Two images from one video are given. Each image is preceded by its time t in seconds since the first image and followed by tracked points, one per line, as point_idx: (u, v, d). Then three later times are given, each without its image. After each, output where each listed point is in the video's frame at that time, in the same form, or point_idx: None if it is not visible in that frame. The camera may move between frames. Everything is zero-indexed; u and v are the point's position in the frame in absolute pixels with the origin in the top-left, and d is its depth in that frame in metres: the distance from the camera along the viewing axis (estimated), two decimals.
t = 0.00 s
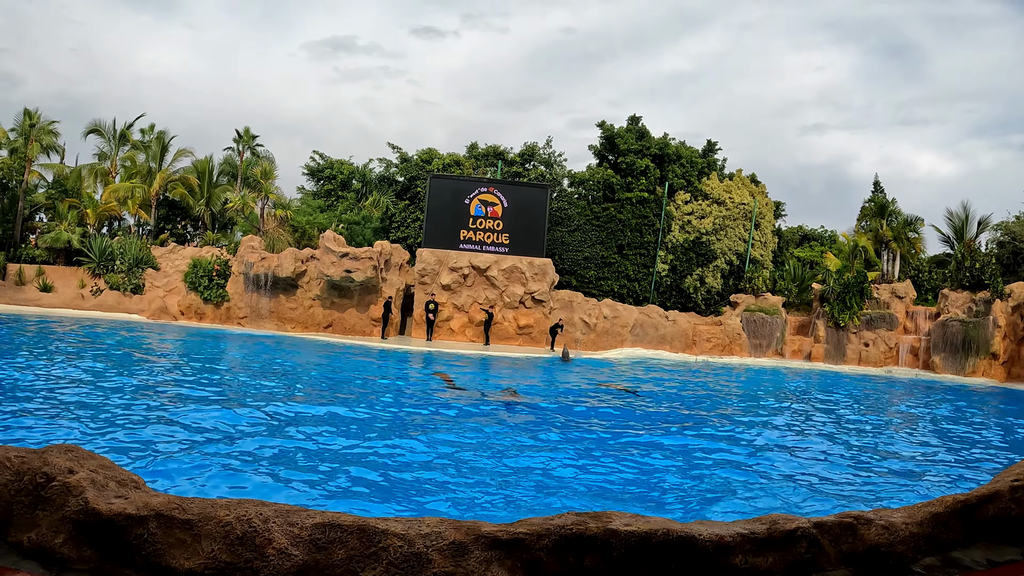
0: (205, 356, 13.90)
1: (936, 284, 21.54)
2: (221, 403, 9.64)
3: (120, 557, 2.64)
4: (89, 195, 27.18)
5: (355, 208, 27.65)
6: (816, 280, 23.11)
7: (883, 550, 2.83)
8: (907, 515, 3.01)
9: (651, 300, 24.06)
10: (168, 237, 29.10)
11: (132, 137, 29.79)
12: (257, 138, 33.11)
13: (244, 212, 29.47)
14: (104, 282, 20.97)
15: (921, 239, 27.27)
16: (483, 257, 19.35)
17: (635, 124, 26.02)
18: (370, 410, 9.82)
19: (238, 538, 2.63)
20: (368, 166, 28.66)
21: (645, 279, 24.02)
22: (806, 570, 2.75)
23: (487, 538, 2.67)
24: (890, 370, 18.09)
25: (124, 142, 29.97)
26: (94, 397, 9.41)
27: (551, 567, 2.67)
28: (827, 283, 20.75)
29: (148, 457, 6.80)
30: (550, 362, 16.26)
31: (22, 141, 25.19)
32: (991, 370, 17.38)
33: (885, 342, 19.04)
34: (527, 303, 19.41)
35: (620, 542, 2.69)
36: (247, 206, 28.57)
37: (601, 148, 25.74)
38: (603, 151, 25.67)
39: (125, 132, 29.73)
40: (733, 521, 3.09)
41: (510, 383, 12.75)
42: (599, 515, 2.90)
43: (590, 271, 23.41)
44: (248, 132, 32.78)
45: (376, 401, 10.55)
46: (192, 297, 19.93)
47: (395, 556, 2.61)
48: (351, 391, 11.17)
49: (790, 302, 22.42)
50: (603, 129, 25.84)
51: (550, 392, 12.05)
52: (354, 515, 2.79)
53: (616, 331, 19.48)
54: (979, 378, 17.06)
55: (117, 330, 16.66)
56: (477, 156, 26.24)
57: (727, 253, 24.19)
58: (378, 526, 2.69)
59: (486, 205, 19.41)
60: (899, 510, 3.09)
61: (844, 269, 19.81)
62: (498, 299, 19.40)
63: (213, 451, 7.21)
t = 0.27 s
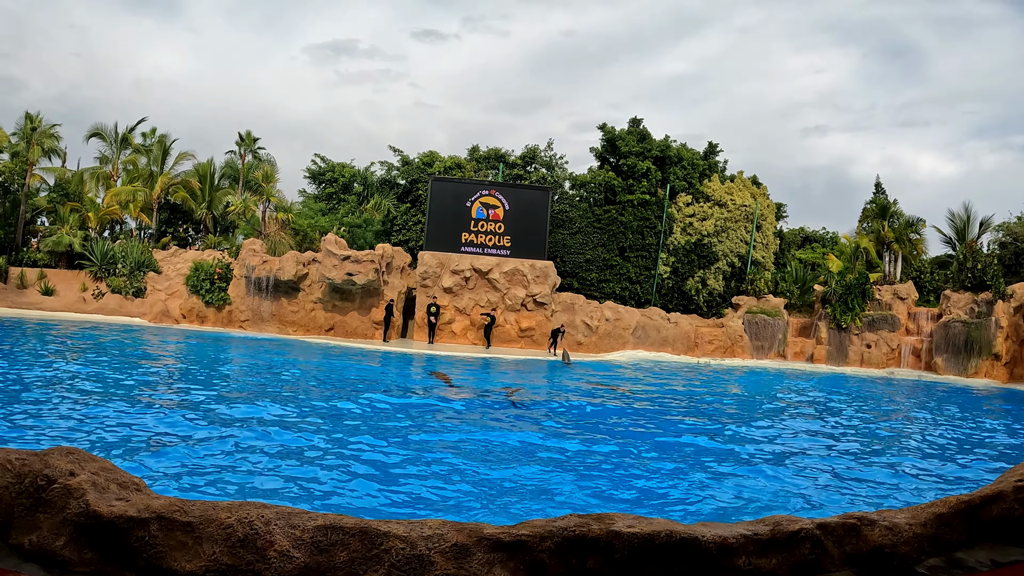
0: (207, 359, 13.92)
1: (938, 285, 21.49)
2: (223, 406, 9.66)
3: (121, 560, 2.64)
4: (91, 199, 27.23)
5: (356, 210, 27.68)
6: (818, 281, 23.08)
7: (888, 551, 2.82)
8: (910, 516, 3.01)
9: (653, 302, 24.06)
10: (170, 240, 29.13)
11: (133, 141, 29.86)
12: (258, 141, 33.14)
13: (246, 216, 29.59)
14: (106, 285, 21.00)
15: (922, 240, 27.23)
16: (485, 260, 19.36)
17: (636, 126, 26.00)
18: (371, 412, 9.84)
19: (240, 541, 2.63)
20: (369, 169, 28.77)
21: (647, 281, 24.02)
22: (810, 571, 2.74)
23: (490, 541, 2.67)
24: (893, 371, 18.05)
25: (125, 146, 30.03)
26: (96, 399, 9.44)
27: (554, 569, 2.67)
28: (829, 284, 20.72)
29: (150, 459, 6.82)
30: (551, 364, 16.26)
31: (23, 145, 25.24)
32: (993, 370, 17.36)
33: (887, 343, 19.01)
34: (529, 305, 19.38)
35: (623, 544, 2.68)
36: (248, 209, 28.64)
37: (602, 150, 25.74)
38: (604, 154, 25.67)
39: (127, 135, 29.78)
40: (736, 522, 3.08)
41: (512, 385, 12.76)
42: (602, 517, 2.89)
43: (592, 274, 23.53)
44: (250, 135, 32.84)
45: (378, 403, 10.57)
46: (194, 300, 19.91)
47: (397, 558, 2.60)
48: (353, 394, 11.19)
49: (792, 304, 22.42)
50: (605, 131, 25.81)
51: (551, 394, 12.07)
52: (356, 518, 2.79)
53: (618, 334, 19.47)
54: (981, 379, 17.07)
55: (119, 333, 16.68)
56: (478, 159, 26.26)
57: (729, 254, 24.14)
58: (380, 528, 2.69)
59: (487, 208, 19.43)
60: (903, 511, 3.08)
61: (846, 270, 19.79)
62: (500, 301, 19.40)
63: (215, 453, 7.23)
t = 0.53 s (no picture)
0: (208, 360, 13.96)
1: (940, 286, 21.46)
2: (223, 407, 9.69)
3: (120, 561, 2.63)
4: (92, 201, 27.25)
5: (357, 212, 27.73)
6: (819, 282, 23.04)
7: (889, 552, 2.81)
8: (912, 516, 3.00)
9: (654, 304, 24.06)
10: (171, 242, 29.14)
11: (134, 143, 29.88)
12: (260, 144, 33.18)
13: (247, 218, 29.68)
14: (107, 287, 21.02)
15: (923, 240, 27.22)
16: (485, 261, 19.37)
17: (637, 127, 26.00)
18: (372, 413, 9.83)
19: (240, 542, 2.63)
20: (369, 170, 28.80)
21: (648, 282, 24.04)
22: (811, 572, 2.73)
23: (490, 542, 2.66)
24: (895, 372, 18.02)
25: (126, 148, 30.06)
26: (98, 401, 9.47)
27: (554, 571, 2.66)
28: (829, 285, 20.72)
29: (151, 460, 6.85)
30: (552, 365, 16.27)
31: (24, 147, 25.25)
32: (994, 371, 17.36)
33: (888, 344, 18.98)
34: (530, 307, 19.38)
35: (624, 545, 2.68)
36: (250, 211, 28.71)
37: (603, 152, 25.74)
38: (605, 155, 25.68)
39: (128, 138, 29.81)
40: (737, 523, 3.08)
41: (512, 386, 12.78)
42: (603, 517, 2.89)
43: (593, 275, 23.49)
44: (251, 137, 32.89)
45: (379, 404, 10.59)
46: (194, 302, 19.88)
47: (398, 559, 2.60)
48: (354, 395, 11.22)
49: (793, 305, 22.40)
50: (605, 132, 25.79)
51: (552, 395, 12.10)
52: (356, 519, 2.79)
53: (619, 335, 19.45)
54: (982, 380, 17.07)
55: (120, 335, 16.70)
56: (479, 161, 26.28)
57: (730, 256, 24.16)
58: (381, 529, 2.68)
59: (488, 209, 19.43)
60: (904, 512, 3.08)
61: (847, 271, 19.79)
62: (501, 303, 19.41)
63: (215, 454, 7.25)
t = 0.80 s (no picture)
0: (209, 362, 13.99)
1: (940, 285, 21.47)
2: (225, 407, 9.73)
3: (123, 561, 2.63)
4: (92, 203, 27.25)
5: (358, 213, 27.78)
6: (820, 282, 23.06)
7: (892, 550, 2.82)
8: (914, 515, 3.02)
9: (655, 303, 24.08)
10: (172, 243, 29.17)
11: (135, 145, 29.90)
12: (261, 145, 33.20)
13: (248, 219, 29.74)
14: (107, 289, 21.05)
15: (925, 239, 27.21)
16: (486, 261, 19.37)
17: (637, 127, 26.00)
18: (375, 414, 9.85)
19: (242, 542, 2.63)
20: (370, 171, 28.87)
21: (649, 282, 24.01)
22: (814, 570, 2.74)
23: (493, 542, 2.67)
24: (896, 371, 18.03)
25: (127, 150, 30.09)
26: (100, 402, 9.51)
27: (557, 570, 2.67)
28: (830, 284, 20.73)
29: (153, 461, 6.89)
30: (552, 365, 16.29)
31: (25, 149, 25.26)
32: (996, 370, 17.31)
33: (889, 343, 19.00)
34: (531, 307, 19.38)
35: (627, 544, 2.69)
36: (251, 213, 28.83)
37: (604, 152, 25.75)
38: (605, 155, 25.70)
39: (128, 139, 29.83)
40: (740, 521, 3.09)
41: (514, 387, 12.79)
42: (606, 517, 2.90)
43: (594, 275, 23.50)
44: (251, 138, 32.90)
45: (380, 404, 10.62)
46: (195, 303, 19.88)
47: (400, 559, 2.60)
48: (356, 395, 11.25)
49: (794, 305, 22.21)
50: (606, 132, 25.81)
51: (554, 395, 12.10)
52: (359, 520, 2.80)
53: (620, 335, 19.43)
54: (983, 378, 17.07)
55: (122, 337, 16.72)
56: (480, 161, 26.29)
57: (731, 255, 24.20)
58: (383, 530, 2.69)
59: (489, 209, 19.44)
60: (906, 510, 3.09)
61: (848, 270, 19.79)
62: (502, 303, 19.42)
63: (217, 455, 7.29)
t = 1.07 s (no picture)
0: (212, 362, 14.03)
1: (942, 283, 21.64)
2: (228, 408, 9.78)
3: (128, 562, 2.65)
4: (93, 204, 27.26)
5: (359, 214, 27.81)
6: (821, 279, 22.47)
7: (903, 547, 2.84)
8: (924, 512, 3.03)
9: (656, 303, 24.10)
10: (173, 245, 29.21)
11: (135, 146, 29.92)
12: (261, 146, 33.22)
13: (248, 220, 29.75)
14: (109, 290, 21.07)
15: (926, 237, 27.20)
16: (488, 261, 19.38)
17: (638, 127, 26.02)
18: (378, 414, 9.90)
19: (249, 543, 2.64)
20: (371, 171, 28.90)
21: (651, 281, 24.11)
22: (824, 568, 2.76)
23: (502, 541, 2.68)
24: (898, 369, 18.05)
25: (127, 151, 30.11)
26: (103, 403, 9.56)
27: (567, 569, 2.69)
28: (832, 283, 20.74)
29: (157, 461, 6.94)
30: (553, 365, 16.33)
31: (25, 151, 25.27)
32: (998, 368, 17.28)
33: (891, 342, 18.96)
34: (533, 307, 19.41)
35: (637, 543, 2.70)
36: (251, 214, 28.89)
37: (605, 151, 25.78)
38: (606, 155, 25.73)
39: (129, 141, 29.85)
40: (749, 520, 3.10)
41: (516, 386, 12.83)
42: (614, 516, 2.91)
43: (596, 274, 23.46)
44: (252, 138, 32.91)
45: (382, 404, 10.67)
46: (197, 304, 19.94)
47: (409, 559, 2.61)
48: (358, 396, 11.30)
49: (796, 304, 22.23)
50: (607, 132, 25.82)
51: (556, 394, 12.14)
52: (366, 519, 2.80)
53: (622, 334, 19.44)
54: (986, 377, 17.02)
55: (123, 338, 16.75)
56: (481, 161, 26.31)
57: (733, 254, 24.06)
58: (391, 529, 2.69)
59: (491, 209, 19.45)
60: (916, 507, 3.10)
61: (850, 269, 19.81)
62: (504, 303, 19.43)
63: (222, 455, 7.34)
